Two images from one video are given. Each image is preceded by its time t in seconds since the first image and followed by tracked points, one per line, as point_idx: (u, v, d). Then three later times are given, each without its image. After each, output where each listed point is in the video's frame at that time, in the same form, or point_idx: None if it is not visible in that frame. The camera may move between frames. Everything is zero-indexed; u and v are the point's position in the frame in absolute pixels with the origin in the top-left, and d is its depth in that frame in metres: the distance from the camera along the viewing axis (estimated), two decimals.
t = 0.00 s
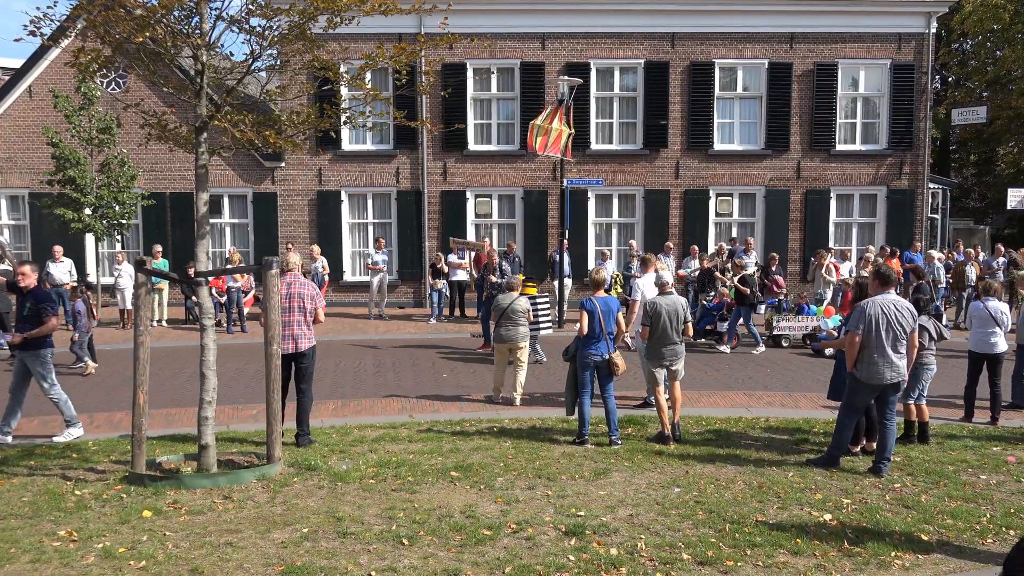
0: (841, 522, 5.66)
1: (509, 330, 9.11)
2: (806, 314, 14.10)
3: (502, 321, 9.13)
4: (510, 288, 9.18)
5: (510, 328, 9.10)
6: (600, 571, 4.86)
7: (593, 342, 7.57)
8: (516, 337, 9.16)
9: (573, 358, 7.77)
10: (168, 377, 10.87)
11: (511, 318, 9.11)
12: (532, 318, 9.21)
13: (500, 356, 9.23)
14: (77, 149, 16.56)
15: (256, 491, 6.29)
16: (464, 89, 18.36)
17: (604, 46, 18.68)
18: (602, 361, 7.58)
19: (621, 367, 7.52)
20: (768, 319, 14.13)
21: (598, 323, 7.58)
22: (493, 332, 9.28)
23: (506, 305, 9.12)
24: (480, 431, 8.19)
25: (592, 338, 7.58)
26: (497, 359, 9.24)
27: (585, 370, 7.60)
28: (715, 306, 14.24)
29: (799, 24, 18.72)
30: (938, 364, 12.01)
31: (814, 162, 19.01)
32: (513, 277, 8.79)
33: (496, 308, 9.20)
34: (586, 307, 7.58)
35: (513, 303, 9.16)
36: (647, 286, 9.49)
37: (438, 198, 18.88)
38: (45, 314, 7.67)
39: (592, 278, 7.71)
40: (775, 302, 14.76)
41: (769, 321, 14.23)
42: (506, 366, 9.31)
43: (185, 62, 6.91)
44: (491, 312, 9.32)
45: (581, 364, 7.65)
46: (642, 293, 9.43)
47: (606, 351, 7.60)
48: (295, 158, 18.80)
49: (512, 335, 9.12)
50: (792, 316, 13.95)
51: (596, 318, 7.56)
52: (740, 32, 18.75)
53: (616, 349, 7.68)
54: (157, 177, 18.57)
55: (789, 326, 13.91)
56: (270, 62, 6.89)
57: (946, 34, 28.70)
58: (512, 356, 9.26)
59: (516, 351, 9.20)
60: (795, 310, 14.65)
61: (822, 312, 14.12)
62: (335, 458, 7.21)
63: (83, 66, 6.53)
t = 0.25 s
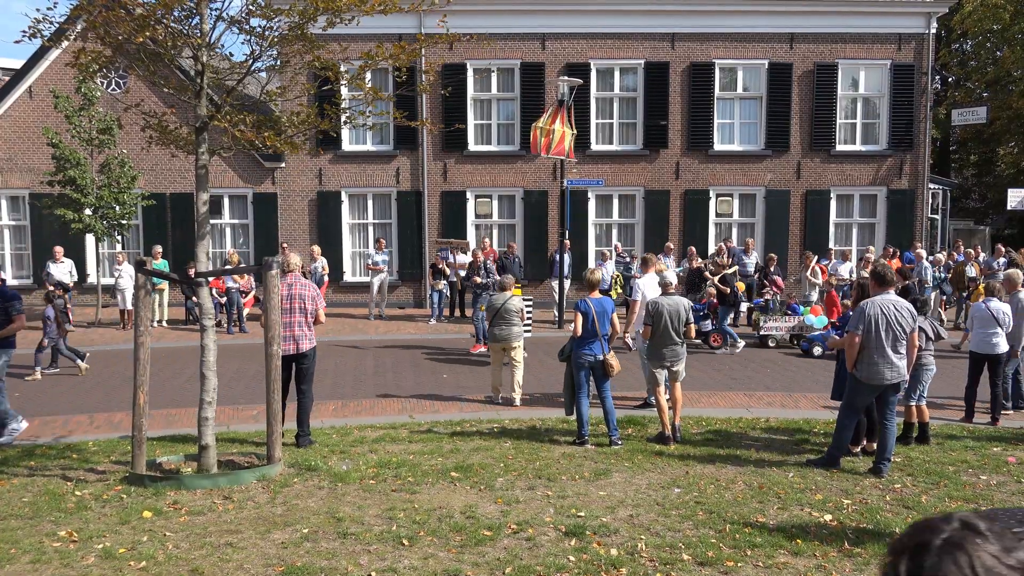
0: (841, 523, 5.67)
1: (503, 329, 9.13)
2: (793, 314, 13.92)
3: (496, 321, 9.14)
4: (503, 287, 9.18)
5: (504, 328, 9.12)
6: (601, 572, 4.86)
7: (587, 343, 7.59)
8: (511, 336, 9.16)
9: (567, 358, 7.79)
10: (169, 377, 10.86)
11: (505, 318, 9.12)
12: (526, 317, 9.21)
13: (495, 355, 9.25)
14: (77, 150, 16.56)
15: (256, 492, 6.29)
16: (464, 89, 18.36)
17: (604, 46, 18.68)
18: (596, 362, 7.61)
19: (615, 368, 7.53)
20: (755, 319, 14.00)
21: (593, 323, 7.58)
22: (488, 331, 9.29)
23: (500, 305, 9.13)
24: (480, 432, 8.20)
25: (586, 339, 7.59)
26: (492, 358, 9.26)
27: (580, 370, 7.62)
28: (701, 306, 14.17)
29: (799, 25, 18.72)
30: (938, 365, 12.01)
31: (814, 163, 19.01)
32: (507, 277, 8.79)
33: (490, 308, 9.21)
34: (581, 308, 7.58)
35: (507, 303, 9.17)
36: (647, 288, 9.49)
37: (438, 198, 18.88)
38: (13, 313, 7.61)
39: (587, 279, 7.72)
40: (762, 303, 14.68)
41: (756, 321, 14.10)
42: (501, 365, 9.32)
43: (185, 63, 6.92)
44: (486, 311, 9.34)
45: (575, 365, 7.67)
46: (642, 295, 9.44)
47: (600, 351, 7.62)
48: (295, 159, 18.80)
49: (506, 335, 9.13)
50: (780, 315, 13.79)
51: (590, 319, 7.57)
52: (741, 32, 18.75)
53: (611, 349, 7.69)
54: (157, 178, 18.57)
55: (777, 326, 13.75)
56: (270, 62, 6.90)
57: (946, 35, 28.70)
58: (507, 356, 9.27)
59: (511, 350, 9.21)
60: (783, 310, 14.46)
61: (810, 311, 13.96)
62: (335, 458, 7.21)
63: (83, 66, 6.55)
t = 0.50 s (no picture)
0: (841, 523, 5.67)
1: (499, 330, 9.13)
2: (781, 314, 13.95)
3: (492, 321, 9.15)
4: (499, 287, 9.19)
5: (500, 328, 9.12)
6: (601, 572, 4.86)
7: (581, 343, 7.60)
8: (507, 336, 9.17)
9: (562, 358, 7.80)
10: (168, 377, 10.85)
11: (500, 318, 9.13)
12: (522, 317, 9.22)
13: (491, 356, 9.25)
14: (77, 150, 16.56)
15: (256, 491, 6.30)
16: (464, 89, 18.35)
17: (604, 47, 18.68)
18: (590, 362, 7.62)
19: (608, 368, 7.55)
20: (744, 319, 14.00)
21: (586, 323, 7.60)
22: (484, 332, 9.30)
23: (495, 306, 9.14)
24: (480, 432, 8.18)
25: (580, 339, 7.60)
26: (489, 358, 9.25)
27: (574, 371, 7.63)
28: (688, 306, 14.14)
29: (799, 25, 18.72)
30: (938, 364, 12.00)
31: (814, 163, 19.00)
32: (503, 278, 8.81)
33: (486, 309, 9.21)
34: (573, 308, 7.61)
35: (503, 303, 9.18)
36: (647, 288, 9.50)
37: (438, 198, 18.89)
38: None
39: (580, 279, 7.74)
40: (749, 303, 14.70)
41: (745, 321, 14.09)
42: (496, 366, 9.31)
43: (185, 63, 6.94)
44: (481, 312, 9.35)
45: (569, 365, 7.68)
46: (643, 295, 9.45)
47: (594, 352, 7.63)
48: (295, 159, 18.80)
49: (502, 335, 9.14)
50: (768, 316, 13.82)
51: (584, 320, 7.59)
52: (741, 33, 18.75)
53: (604, 349, 7.71)
54: (158, 178, 18.57)
55: (765, 326, 13.75)
56: (270, 62, 6.91)
57: (946, 35, 28.72)
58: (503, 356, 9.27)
59: (506, 351, 9.21)
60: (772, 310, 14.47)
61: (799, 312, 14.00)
62: (336, 458, 7.22)
63: (83, 67, 6.57)
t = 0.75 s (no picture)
0: (841, 523, 5.68)
1: (499, 329, 9.14)
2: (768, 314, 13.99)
3: (491, 321, 9.16)
4: (498, 288, 9.20)
5: (500, 328, 9.13)
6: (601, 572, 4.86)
7: (579, 344, 7.60)
8: (506, 336, 9.17)
9: (557, 358, 7.80)
10: (168, 378, 10.84)
11: (499, 318, 9.14)
12: (521, 317, 9.23)
13: (490, 356, 9.27)
14: (78, 150, 16.55)
15: (256, 492, 6.30)
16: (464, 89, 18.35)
17: (604, 47, 18.68)
18: (586, 363, 7.63)
19: (604, 368, 7.58)
20: (732, 319, 14.00)
21: (583, 324, 7.62)
22: (483, 332, 9.31)
23: (494, 306, 9.16)
24: (480, 432, 8.17)
25: (576, 340, 7.61)
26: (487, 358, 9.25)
27: (570, 371, 7.64)
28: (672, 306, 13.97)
29: (799, 26, 18.72)
30: (938, 364, 12.00)
31: (814, 164, 19.00)
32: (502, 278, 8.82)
33: (485, 309, 9.22)
34: (569, 309, 7.63)
35: (502, 303, 9.19)
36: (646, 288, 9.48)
37: (438, 199, 18.88)
38: None
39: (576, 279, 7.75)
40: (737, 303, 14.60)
41: (734, 321, 14.11)
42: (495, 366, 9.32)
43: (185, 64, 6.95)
44: (481, 312, 9.36)
45: (566, 366, 7.69)
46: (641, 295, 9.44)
47: (590, 352, 7.64)
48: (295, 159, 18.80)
49: (501, 335, 9.14)
50: (756, 315, 13.85)
51: (579, 321, 7.62)
52: (741, 33, 18.75)
53: (600, 349, 7.72)
54: (158, 179, 18.57)
55: (753, 326, 13.78)
56: (270, 62, 6.92)
57: (946, 35, 28.72)
58: (502, 356, 9.28)
59: (506, 351, 9.22)
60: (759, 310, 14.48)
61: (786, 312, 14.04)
62: (336, 458, 7.22)
63: (83, 67, 6.57)
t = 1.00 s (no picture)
0: (841, 523, 5.68)
1: (500, 329, 9.11)
2: (756, 313, 13.92)
3: (492, 321, 9.14)
4: (499, 288, 9.18)
5: (501, 327, 9.10)
6: (601, 572, 4.86)
7: (578, 345, 7.62)
8: (507, 336, 9.15)
9: (556, 358, 7.80)
10: (168, 378, 10.83)
11: (499, 318, 9.12)
12: (521, 318, 9.21)
13: (491, 355, 9.26)
14: (78, 150, 16.55)
15: (256, 492, 6.30)
16: (464, 89, 18.35)
17: (604, 47, 18.68)
18: (586, 363, 7.65)
19: (602, 368, 7.63)
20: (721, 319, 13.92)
21: (582, 324, 7.62)
22: (483, 332, 9.29)
23: (495, 305, 9.13)
24: (481, 432, 8.17)
25: (576, 340, 7.62)
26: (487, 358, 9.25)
27: (570, 372, 7.65)
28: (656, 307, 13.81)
29: (799, 26, 18.72)
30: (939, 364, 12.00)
31: (815, 163, 19.00)
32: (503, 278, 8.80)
33: (486, 309, 9.20)
34: (569, 309, 7.62)
35: (502, 303, 9.16)
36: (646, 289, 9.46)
37: (438, 199, 18.88)
38: None
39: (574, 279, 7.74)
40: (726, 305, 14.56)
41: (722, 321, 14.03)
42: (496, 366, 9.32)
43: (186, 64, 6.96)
44: (481, 312, 9.34)
45: (565, 366, 7.70)
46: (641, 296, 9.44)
47: (589, 352, 7.67)
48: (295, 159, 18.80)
49: (502, 335, 9.12)
50: (745, 315, 13.75)
51: (579, 321, 7.62)
52: (741, 33, 18.75)
53: (599, 349, 7.79)
54: (159, 179, 18.57)
55: (742, 326, 13.69)
56: (270, 63, 6.93)
57: (946, 35, 28.73)
58: (503, 356, 9.27)
59: (506, 351, 9.22)
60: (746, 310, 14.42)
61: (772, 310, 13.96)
62: (336, 458, 7.22)
63: (83, 67, 6.57)
